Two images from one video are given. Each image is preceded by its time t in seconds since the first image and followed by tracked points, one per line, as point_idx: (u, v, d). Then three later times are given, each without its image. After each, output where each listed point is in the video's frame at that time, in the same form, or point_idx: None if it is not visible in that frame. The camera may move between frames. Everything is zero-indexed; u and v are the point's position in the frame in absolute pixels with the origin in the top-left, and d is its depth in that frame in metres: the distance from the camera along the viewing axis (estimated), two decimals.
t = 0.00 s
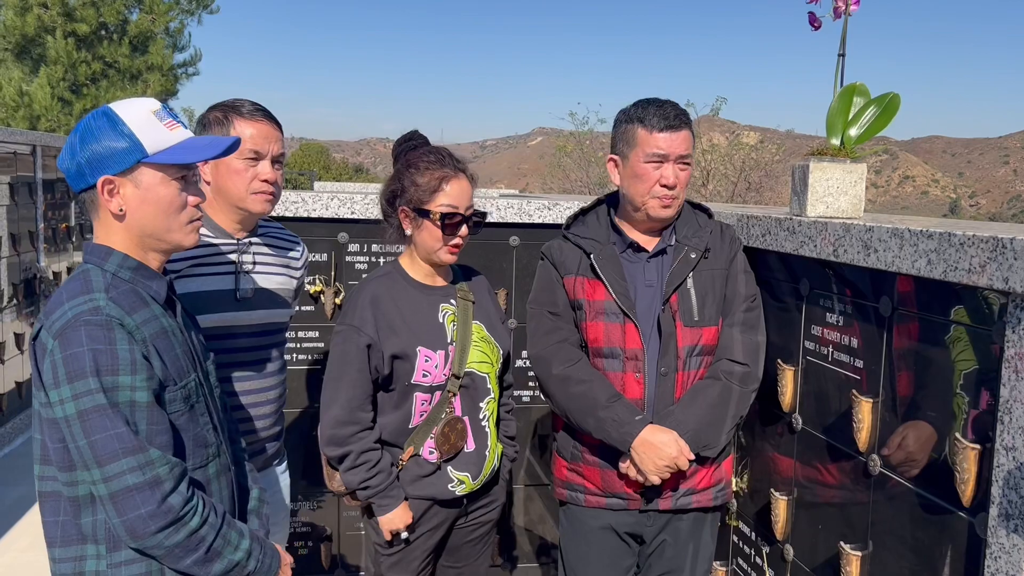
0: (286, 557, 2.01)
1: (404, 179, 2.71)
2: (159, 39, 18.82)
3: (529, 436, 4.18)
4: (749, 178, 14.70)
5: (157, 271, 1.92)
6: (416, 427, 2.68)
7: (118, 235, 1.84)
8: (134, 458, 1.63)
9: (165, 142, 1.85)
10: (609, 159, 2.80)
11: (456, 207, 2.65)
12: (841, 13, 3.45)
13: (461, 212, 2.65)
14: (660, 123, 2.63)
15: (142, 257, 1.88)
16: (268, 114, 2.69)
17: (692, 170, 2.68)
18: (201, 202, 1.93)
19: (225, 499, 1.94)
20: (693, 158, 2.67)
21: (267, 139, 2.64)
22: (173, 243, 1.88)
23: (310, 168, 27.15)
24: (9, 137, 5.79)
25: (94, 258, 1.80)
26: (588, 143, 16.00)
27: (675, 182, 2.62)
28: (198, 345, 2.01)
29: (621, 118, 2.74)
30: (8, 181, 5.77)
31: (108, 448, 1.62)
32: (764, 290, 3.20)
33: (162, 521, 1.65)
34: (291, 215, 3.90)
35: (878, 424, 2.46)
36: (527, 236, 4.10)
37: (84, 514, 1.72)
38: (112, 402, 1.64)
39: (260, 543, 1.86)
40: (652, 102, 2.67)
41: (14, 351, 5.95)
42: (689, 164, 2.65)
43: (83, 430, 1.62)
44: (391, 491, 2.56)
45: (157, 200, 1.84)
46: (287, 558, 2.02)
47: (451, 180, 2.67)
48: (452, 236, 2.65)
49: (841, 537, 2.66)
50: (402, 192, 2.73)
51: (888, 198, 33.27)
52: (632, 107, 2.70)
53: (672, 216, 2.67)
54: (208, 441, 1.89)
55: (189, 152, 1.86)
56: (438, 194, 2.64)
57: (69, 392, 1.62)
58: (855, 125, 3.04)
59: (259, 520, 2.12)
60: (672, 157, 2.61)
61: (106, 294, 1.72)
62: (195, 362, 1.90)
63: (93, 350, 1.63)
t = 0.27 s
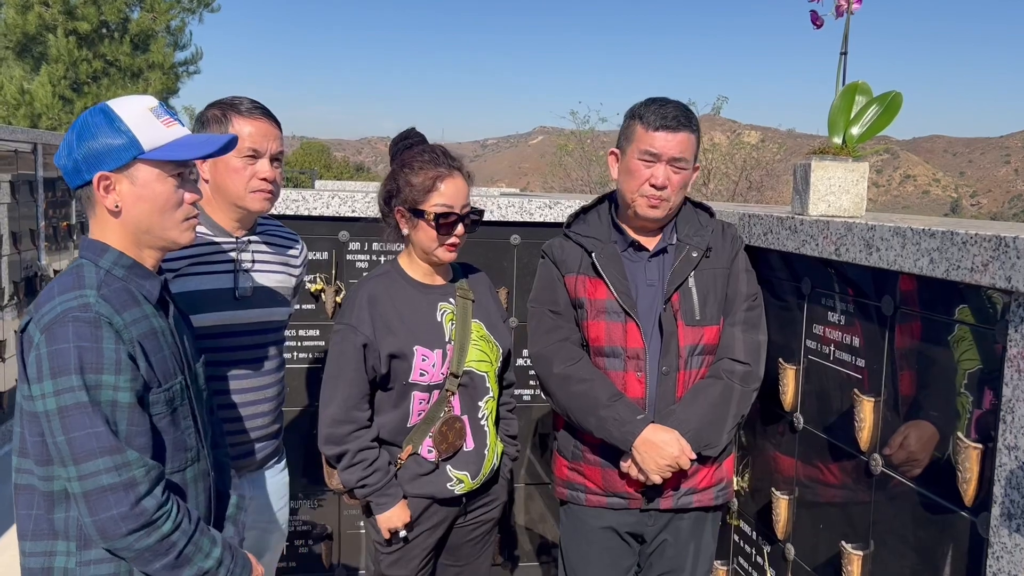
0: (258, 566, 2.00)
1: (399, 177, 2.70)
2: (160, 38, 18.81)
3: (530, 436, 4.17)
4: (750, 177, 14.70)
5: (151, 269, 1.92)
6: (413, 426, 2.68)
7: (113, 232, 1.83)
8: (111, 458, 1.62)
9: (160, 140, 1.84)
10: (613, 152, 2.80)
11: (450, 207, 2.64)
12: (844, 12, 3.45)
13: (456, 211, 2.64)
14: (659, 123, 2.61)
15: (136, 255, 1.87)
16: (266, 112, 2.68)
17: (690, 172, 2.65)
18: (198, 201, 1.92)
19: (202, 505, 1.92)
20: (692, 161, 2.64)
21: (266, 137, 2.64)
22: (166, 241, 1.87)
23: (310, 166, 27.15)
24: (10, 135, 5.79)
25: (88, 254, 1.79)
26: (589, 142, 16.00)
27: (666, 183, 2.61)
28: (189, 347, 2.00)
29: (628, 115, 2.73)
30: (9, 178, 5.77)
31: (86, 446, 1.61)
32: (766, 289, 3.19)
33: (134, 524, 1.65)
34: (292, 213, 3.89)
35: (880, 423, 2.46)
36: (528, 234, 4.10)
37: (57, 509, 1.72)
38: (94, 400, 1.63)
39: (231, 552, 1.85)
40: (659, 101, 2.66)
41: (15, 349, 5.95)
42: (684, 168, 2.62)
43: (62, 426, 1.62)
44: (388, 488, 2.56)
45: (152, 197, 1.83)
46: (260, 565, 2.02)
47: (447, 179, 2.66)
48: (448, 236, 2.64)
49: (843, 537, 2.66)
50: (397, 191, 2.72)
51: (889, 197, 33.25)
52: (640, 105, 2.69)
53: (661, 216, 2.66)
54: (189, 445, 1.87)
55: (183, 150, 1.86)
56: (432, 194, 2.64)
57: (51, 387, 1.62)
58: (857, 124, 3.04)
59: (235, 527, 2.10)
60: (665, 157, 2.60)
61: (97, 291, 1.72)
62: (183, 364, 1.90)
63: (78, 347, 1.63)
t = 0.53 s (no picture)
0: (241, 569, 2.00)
1: (402, 175, 2.70)
2: (161, 36, 18.81)
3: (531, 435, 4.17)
4: (751, 177, 14.70)
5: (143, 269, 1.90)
6: (411, 424, 2.68)
7: (106, 230, 1.83)
8: (95, 458, 1.62)
9: (158, 140, 1.84)
10: (614, 151, 2.80)
11: (455, 203, 2.64)
12: (846, 11, 3.44)
13: (459, 208, 2.64)
14: (660, 122, 2.60)
15: (129, 254, 1.86)
16: (265, 110, 2.68)
17: (691, 171, 2.64)
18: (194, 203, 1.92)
19: (187, 505, 1.92)
20: (694, 160, 2.63)
21: (266, 135, 2.64)
22: (161, 241, 1.86)
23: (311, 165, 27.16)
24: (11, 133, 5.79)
25: (80, 252, 1.79)
26: (590, 141, 16.00)
27: (666, 182, 2.61)
28: (179, 347, 2.00)
29: (630, 114, 2.72)
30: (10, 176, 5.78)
31: (70, 445, 1.61)
32: (768, 288, 3.19)
33: (116, 524, 1.64)
34: (293, 212, 3.89)
35: (882, 423, 2.45)
36: (529, 234, 4.10)
37: (40, 507, 1.72)
38: (80, 399, 1.63)
39: (215, 554, 1.85)
40: (660, 100, 2.65)
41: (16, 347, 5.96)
42: (686, 167, 2.61)
43: (47, 425, 1.62)
44: (385, 486, 2.56)
45: (148, 197, 1.83)
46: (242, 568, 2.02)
47: (450, 176, 2.66)
48: (451, 232, 2.63)
49: (844, 536, 2.66)
50: (401, 188, 2.71)
51: (890, 197, 33.24)
52: (641, 104, 2.68)
53: (661, 216, 2.66)
54: (175, 446, 1.87)
55: (179, 151, 1.86)
56: (437, 190, 2.63)
57: (38, 385, 1.62)
58: (859, 123, 3.03)
59: (219, 528, 2.10)
60: (666, 157, 2.59)
61: (87, 290, 1.72)
62: (172, 365, 1.89)
63: (65, 346, 1.62)
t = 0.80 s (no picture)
0: (239, 566, 2.00)
1: (403, 173, 2.71)
2: (162, 35, 18.82)
3: (532, 433, 4.17)
4: (753, 176, 14.70)
5: (138, 267, 1.90)
6: (411, 421, 2.68)
7: (100, 228, 1.83)
8: (90, 457, 1.62)
9: (153, 140, 1.84)
10: (616, 151, 2.80)
11: (456, 198, 2.64)
12: (849, 10, 3.44)
13: (460, 202, 2.64)
14: (659, 124, 2.59)
15: (124, 252, 1.86)
16: (265, 108, 2.68)
17: (691, 172, 2.63)
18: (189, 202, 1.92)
19: (183, 502, 1.92)
20: (694, 161, 2.62)
21: (266, 134, 2.63)
22: (155, 240, 1.86)
23: (312, 164, 27.15)
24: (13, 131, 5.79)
25: (74, 250, 1.79)
26: (591, 139, 16.00)
27: (666, 184, 2.60)
28: (173, 344, 2.00)
29: (631, 114, 2.71)
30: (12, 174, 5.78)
31: (65, 445, 1.61)
32: (770, 287, 3.18)
33: (112, 522, 1.64)
34: (295, 210, 3.89)
35: (884, 422, 2.45)
36: (531, 232, 4.10)
37: (37, 505, 1.71)
38: (74, 399, 1.62)
39: (212, 551, 1.85)
40: (660, 100, 2.64)
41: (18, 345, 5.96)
42: (686, 168, 2.60)
43: (42, 424, 1.62)
44: (386, 484, 2.56)
45: (141, 196, 1.83)
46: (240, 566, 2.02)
47: (450, 171, 2.66)
48: (451, 228, 2.64)
49: (846, 535, 2.66)
50: (401, 186, 2.72)
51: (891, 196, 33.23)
52: (641, 104, 2.67)
53: (661, 217, 2.66)
54: (171, 443, 1.87)
55: (174, 152, 1.85)
56: (438, 185, 2.63)
57: (32, 385, 1.62)
58: (862, 122, 3.03)
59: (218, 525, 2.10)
60: (665, 159, 2.58)
61: (81, 288, 1.71)
62: (167, 362, 1.90)
63: (59, 345, 1.62)
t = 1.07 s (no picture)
0: (241, 563, 2.01)
1: (404, 171, 2.71)
2: (163, 33, 18.82)
3: (534, 432, 4.17)
4: (754, 175, 14.70)
5: (137, 265, 1.90)
6: (412, 419, 2.68)
7: (98, 227, 1.83)
8: (89, 455, 1.63)
9: (154, 140, 1.84)
10: (616, 150, 2.80)
11: (456, 198, 2.64)
12: (851, 9, 3.44)
13: (460, 202, 2.64)
14: (659, 123, 2.59)
15: (122, 251, 1.86)
16: (267, 107, 2.68)
17: (691, 171, 2.63)
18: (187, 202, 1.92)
19: (184, 500, 1.92)
20: (694, 161, 2.62)
21: (267, 133, 2.63)
22: (154, 240, 1.87)
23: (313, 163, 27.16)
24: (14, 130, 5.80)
25: (72, 248, 1.79)
26: (592, 138, 16.00)
27: (665, 183, 2.61)
28: (172, 342, 2.00)
29: (631, 113, 2.71)
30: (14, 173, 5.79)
31: (64, 443, 1.62)
32: (771, 286, 3.19)
33: (112, 520, 1.65)
34: (296, 209, 3.90)
35: (886, 421, 2.45)
36: (533, 231, 4.10)
37: (38, 503, 1.72)
38: (72, 397, 1.63)
39: (213, 547, 1.85)
40: (660, 99, 2.64)
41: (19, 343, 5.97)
42: (685, 167, 2.60)
43: (41, 423, 1.62)
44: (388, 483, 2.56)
45: (140, 196, 1.83)
46: (242, 563, 2.02)
47: (450, 170, 2.67)
48: (452, 228, 2.64)
49: (847, 534, 2.66)
50: (402, 184, 2.72)
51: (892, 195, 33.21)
52: (641, 104, 2.67)
53: (660, 216, 2.66)
54: (172, 441, 1.88)
55: (174, 152, 1.86)
56: (439, 185, 2.64)
57: (30, 384, 1.62)
58: (864, 121, 3.03)
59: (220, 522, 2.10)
60: (664, 159, 2.58)
61: (78, 287, 1.72)
62: (166, 360, 1.90)
63: (56, 344, 1.63)
